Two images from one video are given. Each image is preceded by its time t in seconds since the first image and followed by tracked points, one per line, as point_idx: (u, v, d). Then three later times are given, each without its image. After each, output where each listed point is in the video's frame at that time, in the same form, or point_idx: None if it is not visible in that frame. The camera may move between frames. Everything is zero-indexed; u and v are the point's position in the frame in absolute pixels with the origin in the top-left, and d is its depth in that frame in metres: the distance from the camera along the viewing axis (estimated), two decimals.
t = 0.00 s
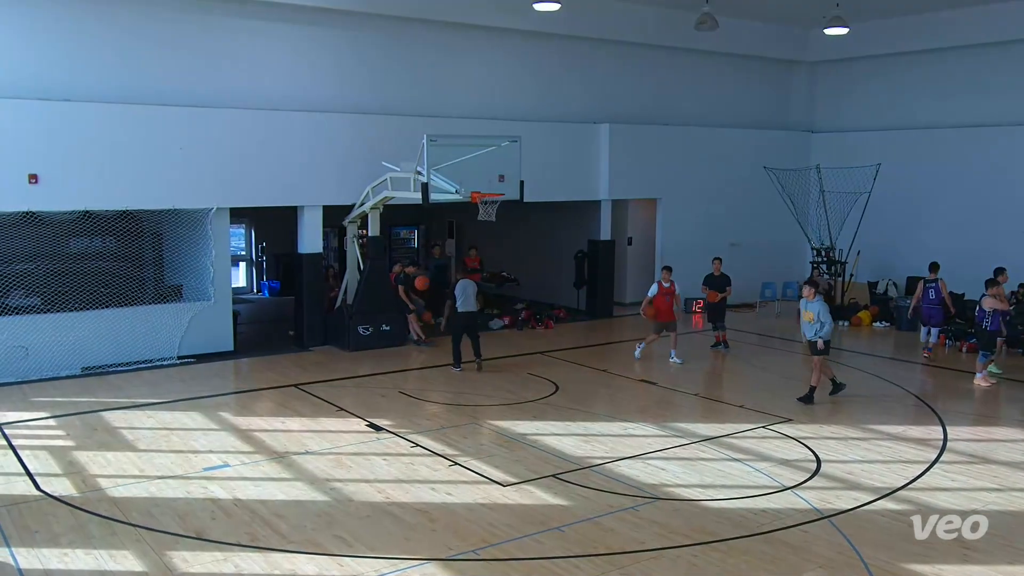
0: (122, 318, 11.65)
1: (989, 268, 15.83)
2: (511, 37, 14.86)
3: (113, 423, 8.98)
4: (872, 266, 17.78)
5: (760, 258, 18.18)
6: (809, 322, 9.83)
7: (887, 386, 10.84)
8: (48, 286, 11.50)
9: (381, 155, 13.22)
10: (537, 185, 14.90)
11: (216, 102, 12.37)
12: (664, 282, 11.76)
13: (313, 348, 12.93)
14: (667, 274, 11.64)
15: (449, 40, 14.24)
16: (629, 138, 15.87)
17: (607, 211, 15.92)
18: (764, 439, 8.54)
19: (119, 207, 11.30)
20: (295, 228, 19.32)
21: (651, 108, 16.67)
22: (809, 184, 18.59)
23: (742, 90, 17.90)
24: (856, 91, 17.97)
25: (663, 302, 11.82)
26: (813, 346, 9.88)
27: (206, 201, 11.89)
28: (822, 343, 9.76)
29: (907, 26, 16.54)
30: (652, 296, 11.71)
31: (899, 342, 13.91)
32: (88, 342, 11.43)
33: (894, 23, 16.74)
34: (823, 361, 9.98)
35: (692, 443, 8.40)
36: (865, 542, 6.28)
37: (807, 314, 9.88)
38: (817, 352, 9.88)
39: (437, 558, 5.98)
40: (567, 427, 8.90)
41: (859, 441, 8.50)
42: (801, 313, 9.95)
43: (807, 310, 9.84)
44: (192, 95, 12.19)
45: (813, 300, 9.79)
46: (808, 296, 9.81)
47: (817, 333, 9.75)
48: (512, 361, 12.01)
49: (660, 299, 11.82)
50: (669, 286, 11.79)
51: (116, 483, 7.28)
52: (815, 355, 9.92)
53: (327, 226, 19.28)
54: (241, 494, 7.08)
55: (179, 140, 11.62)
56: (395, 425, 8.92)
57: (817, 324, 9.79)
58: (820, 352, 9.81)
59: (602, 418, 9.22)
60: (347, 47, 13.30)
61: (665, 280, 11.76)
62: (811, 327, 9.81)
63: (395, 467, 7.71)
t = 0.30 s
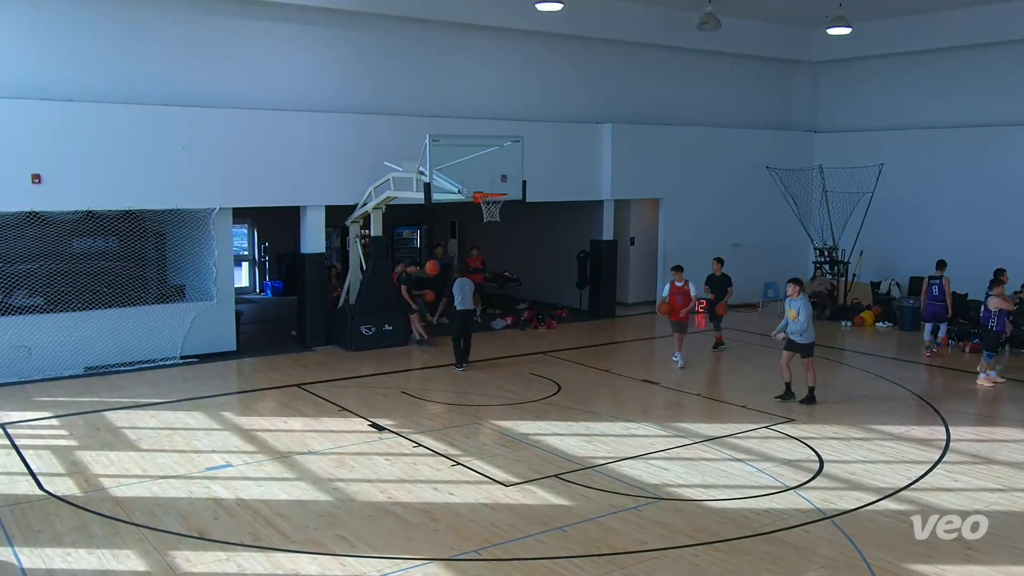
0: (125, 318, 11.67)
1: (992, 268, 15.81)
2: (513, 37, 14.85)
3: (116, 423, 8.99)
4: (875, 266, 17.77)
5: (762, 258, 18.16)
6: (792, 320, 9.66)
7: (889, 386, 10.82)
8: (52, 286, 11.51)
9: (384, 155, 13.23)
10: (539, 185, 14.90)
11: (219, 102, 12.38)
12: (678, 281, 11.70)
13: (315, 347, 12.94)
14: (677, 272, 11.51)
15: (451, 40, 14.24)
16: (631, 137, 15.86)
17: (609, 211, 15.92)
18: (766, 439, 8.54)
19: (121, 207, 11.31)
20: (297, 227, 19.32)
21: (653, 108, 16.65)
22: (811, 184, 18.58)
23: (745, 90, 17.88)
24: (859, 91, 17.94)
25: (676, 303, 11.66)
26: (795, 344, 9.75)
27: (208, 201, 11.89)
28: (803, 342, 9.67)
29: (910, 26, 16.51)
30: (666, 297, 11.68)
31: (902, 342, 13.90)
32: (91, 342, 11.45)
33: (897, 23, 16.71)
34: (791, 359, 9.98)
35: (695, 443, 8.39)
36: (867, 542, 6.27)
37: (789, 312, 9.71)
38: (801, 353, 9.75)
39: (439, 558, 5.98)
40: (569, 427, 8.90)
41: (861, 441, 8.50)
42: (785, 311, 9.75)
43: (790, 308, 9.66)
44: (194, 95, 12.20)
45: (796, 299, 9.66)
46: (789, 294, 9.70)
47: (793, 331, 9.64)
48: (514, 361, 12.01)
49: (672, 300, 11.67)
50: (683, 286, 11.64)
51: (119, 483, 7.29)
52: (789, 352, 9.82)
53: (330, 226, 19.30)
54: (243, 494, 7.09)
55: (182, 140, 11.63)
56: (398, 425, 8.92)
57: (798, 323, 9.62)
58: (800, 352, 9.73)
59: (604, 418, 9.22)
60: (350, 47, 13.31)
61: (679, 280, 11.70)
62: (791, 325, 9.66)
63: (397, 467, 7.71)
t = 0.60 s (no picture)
0: (124, 318, 11.66)
1: (991, 268, 15.84)
2: (514, 37, 14.86)
3: (114, 423, 8.98)
4: (874, 266, 17.78)
5: (761, 258, 18.16)
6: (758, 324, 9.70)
7: (889, 387, 10.81)
8: (50, 286, 11.50)
9: (383, 154, 13.23)
10: (539, 184, 14.90)
11: (216, 100, 12.36)
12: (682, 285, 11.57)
13: (315, 347, 12.95)
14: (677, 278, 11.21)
15: (451, 41, 14.24)
16: (630, 138, 15.87)
17: (608, 210, 15.93)
18: (765, 439, 8.54)
19: (121, 207, 11.31)
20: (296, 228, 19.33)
21: (653, 109, 16.67)
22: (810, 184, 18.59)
23: (745, 90, 17.89)
24: (858, 90, 17.95)
25: (681, 308, 11.52)
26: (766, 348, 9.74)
27: (207, 201, 11.88)
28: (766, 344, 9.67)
29: (910, 26, 16.52)
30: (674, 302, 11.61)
31: (901, 342, 13.91)
32: (90, 342, 11.44)
33: (896, 23, 16.73)
34: (762, 362, 9.87)
35: (694, 443, 8.40)
36: (865, 542, 6.28)
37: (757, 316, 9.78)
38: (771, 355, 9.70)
39: (437, 558, 5.98)
40: (569, 427, 8.91)
41: (860, 441, 8.50)
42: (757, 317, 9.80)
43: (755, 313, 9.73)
44: (192, 95, 12.18)
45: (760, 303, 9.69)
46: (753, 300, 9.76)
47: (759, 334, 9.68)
48: (513, 361, 12.00)
49: (677, 304, 11.54)
50: (685, 291, 11.50)
51: (118, 483, 7.29)
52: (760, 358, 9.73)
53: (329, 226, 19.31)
54: (242, 494, 7.08)
55: (181, 140, 11.62)
56: (397, 425, 8.92)
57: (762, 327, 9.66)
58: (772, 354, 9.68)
59: (603, 418, 9.22)
60: (350, 48, 13.32)
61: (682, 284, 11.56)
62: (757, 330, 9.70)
63: (396, 467, 7.71)
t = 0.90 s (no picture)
0: (119, 318, 11.64)
1: (986, 268, 15.88)
2: (510, 37, 14.86)
3: (110, 423, 8.97)
4: (869, 266, 17.82)
5: (757, 258, 18.18)
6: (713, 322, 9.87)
7: (885, 387, 10.82)
8: (45, 286, 11.55)
9: (379, 154, 13.23)
10: (535, 183, 14.90)
11: (210, 100, 12.34)
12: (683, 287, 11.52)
13: (310, 348, 12.94)
14: (673, 282, 11.03)
15: (447, 41, 14.24)
16: (626, 137, 15.88)
17: (604, 210, 15.95)
18: (761, 439, 8.55)
19: (116, 207, 11.29)
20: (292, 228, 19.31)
21: (649, 109, 16.68)
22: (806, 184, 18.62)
23: (740, 91, 17.91)
24: (853, 90, 17.98)
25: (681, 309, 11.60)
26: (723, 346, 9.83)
27: (203, 201, 11.87)
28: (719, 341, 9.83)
29: (905, 26, 16.56)
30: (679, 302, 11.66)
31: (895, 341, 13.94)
32: (85, 342, 11.42)
33: (891, 22, 16.76)
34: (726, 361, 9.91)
35: (689, 443, 8.40)
36: (861, 542, 6.29)
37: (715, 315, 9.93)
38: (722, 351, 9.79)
39: (433, 558, 5.98)
40: (565, 427, 8.91)
41: (855, 441, 8.52)
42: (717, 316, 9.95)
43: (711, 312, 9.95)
44: (186, 96, 12.16)
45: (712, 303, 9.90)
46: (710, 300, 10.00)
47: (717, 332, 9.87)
48: (508, 361, 12.00)
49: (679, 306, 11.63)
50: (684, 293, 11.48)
51: (113, 483, 7.28)
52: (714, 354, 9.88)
53: (324, 226, 19.30)
54: (237, 494, 7.07)
55: (175, 140, 11.60)
56: (393, 425, 8.91)
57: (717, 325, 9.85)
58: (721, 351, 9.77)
59: (599, 418, 9.23)
60: (345, 48, 13.31)
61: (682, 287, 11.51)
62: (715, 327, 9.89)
63: (392, 467, 7.70)
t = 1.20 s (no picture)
0: (109, 319, 11.61)
1: (976, 268, 15.95)
2: (501, 37, 14.87)
3: (100, 424, 8.94)
4: (859, 266, 17.88)
5: (748, 258, 18.23)
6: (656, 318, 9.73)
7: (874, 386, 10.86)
8: (35, 286, 11.47)
9: (370, 154, 13.21)
10: (526, 183, 14.91)
11: (201, 100, 12.31)
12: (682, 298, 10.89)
13: (302, 348, 12.92)
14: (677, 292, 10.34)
15: (438, 41, 14.24)
16: (617, 137, 15.90)
17: (595, 210, 15.97)
18: (751, 438, 8.57)
19: (106, 207, 11.25)
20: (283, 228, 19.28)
21: (641, 109, 16.71)
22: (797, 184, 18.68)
23: (731, 91, 17.95)
24: (844, 90, 18.05)
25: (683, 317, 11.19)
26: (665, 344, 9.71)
27: (194, 201, 11.85)
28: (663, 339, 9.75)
29: (896, 26, 16.62)
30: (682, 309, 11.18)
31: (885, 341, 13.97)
32: (75, 343, 11.38)
33: (881, 23, 16.82)
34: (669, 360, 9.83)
35: (681, 442, 8.41)
36: (853, 541, 6.30)
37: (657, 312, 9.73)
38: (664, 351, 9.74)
39: (425, 558, 5.97)
40: (556, 426, 8.91)
41: (846, 440, 8.54)
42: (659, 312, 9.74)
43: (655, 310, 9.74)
44: (177, 96, 12.13)
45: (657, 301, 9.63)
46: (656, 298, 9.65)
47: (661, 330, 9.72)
48: (500, 361, 12.00)
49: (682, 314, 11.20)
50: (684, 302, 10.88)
51: (103, 485, 7.25)
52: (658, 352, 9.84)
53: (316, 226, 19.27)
54: (229, 495, 7.06)
55: (166, 141, 11.57)
56: (384, 425, 8.90)
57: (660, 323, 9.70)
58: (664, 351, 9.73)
59: (590, 418, 9.23)
60: (336, 48, 13.30)
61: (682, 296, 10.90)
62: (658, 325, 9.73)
63: (384, 468, 7.70)
